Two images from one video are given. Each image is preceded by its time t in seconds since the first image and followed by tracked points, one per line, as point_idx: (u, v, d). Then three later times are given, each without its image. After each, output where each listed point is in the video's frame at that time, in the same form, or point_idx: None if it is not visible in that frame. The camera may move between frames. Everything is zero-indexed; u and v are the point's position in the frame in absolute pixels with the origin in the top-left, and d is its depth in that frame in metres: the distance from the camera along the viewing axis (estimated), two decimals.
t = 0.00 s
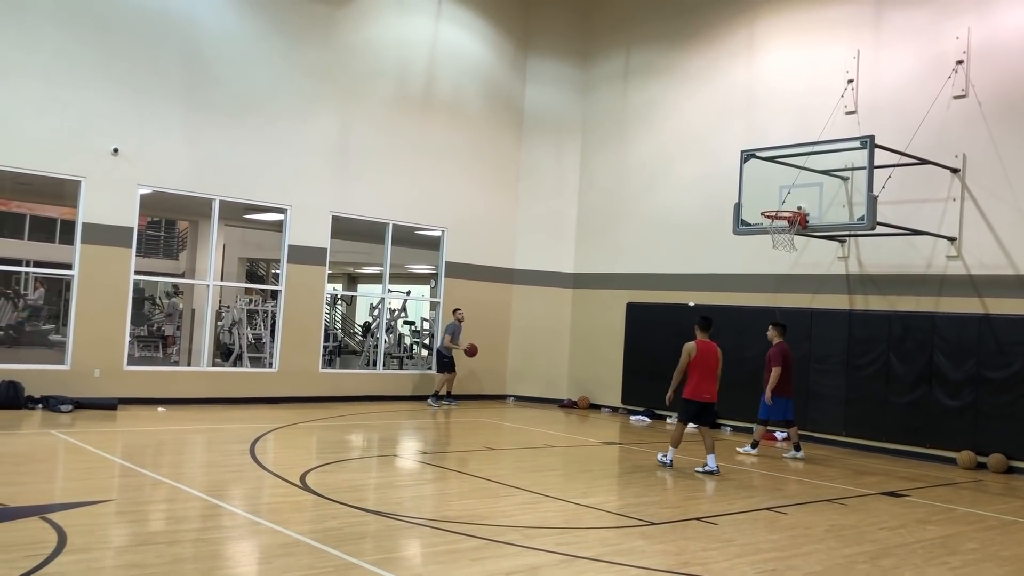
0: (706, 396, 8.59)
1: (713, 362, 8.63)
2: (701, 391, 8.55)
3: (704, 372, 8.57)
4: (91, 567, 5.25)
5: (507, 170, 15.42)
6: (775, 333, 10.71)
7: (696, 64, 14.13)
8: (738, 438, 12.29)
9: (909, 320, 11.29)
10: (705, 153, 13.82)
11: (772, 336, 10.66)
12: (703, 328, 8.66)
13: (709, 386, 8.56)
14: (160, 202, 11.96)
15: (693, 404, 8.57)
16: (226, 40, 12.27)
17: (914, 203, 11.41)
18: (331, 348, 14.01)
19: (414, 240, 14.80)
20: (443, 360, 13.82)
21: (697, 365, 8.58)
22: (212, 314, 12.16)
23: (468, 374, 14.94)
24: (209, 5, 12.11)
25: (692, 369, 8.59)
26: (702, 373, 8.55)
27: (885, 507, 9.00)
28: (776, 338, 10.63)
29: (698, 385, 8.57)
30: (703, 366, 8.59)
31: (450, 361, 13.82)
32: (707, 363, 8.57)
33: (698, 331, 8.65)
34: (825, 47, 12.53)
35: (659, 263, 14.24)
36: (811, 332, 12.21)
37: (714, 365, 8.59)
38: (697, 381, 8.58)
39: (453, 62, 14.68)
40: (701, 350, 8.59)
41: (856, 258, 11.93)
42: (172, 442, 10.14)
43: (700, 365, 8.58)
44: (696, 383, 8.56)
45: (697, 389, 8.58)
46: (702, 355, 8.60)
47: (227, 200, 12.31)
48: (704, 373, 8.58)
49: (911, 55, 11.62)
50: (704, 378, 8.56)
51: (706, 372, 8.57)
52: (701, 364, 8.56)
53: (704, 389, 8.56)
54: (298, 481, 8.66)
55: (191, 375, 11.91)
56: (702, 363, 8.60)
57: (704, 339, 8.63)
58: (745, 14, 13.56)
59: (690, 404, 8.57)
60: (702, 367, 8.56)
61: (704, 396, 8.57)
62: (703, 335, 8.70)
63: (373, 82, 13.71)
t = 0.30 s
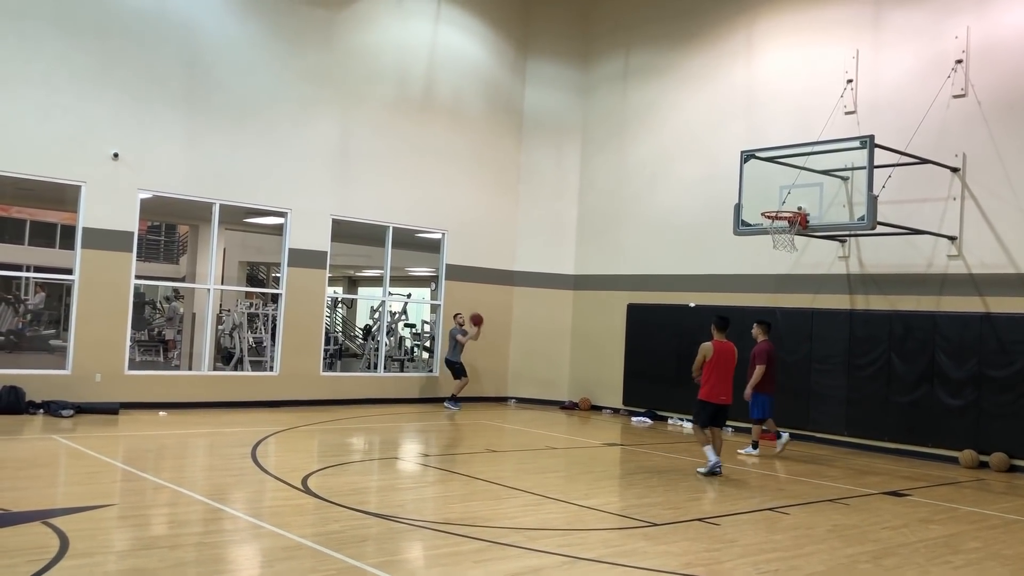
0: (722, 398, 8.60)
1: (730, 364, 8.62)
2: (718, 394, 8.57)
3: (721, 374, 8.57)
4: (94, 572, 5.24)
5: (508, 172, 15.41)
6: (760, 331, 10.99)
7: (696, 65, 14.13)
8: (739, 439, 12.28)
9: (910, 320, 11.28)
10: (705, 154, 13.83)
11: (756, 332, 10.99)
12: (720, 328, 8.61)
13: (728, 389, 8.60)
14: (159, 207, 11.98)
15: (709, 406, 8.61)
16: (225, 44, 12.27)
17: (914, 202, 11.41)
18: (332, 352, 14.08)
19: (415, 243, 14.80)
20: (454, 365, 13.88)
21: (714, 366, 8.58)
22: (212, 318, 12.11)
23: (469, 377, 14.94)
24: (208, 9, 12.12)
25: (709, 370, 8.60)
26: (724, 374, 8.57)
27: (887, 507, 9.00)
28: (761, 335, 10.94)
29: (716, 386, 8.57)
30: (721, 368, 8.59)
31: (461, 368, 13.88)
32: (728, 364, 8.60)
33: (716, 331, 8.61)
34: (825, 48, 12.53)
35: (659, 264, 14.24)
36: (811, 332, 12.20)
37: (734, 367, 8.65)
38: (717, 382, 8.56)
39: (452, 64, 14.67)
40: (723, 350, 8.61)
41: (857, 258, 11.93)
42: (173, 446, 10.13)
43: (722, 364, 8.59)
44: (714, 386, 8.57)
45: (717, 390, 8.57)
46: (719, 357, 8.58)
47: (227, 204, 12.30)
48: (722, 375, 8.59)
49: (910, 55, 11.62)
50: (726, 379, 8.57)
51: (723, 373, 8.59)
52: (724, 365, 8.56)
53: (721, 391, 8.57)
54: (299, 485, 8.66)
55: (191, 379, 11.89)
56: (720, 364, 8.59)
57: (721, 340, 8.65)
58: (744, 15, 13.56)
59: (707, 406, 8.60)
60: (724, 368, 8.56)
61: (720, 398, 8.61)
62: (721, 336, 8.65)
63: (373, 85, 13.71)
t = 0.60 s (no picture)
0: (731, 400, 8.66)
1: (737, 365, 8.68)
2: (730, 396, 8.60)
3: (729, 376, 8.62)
4: None
5: (499, 174, 15.41)
6: (740, 331, 10.92)
7: (685, 65, 14.16)
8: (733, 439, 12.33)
9: (901, 318, 11.31)
10: (695, 154, 13.86)
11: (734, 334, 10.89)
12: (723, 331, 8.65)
13: (735, 391, 8.70)
14: (150, 213, 11.98)
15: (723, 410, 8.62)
16: (215, 48, 12.26)
17: (903, 201, 11.45)
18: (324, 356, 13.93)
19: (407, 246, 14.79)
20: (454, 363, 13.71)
21: (723, 370, 8.61)
22: (204, 324, 12.12)
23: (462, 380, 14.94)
24: (197, 14, 12.10)
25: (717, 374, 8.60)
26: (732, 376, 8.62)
27: (879, 504, 9.03)
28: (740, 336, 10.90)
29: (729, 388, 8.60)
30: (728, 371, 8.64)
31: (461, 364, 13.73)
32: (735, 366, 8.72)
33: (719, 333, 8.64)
34: (813, 47, 12.57)
35: (650, 264, 14.26)
36: (802, 330, 12.24)
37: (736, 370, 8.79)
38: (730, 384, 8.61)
39: (442, 67, 14.67)
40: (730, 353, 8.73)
41: (847, 257, 11.97)
42: (166, 452, 10.11)
43: (732, 367, 8.69)
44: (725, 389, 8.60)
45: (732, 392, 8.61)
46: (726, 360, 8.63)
47: (218, 209, 12.28)
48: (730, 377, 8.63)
49: (898, 54, 11.68)
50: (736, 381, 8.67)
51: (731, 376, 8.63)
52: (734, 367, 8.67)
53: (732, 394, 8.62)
54: (292, 489, 8.64)
55: (185, 384, 11.89)
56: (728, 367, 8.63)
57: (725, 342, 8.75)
58: (732, 15, 13.59)
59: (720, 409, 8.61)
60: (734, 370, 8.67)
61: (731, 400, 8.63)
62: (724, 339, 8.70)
63: (362, 89, 13.70)
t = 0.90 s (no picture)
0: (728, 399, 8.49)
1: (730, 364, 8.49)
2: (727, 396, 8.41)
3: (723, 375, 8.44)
4: None
5: (477, 177, 15.42)
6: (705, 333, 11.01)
7: (661, 68, 14.23)
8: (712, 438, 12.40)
9: (877, 317, 11.43)
10: (671, 156, 13.93)
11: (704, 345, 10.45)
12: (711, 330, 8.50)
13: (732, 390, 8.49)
14: (126, 221, 11.87)
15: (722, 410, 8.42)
16: (190, 54, 12.21)
17: (878, 200, 11.56)
18: (304, 361, 13.54)
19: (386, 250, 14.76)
20: (435, 359, 14.02)
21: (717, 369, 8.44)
22: (180, 330, 12.26)
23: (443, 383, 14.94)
24: (171, 20, 12.04)
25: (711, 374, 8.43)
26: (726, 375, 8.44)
27: (858, 502, 9.11)
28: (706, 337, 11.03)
29: (727, 386, 8.43)
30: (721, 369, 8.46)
31: (442, 359, 14.02)
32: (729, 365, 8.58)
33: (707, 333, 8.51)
34: (787, 49, 12.68)
35: (629, 266, 14.31)
36: (779, 330, 12.33)
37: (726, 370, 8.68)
38: (728, 382, 8.44)
39: (418, 71, 14.67)
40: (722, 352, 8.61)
41: (823, 257, 12.07)
42: (145, 461, 10.04)
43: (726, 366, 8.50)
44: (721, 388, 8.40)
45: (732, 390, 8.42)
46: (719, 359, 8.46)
47: (194, 216, 12.22)
48: (725, 376, 8.45)
49: (871, 55, 11.79)
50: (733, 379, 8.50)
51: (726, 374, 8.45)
52: (730, 364, 8.52)
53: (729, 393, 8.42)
54: (272, 496, 8.60)
55: (165, 393, 11.83)
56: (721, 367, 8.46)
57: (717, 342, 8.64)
58: (707, 18, 13.69)
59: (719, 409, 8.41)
60: (730, 368, 8.52)
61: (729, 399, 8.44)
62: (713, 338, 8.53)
63: (339, 94, 13.68)
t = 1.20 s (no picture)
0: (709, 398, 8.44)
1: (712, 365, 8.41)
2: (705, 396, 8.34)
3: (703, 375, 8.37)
4: None
5: (447, 180, 15.39)
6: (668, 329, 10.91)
7: (629, 69, 14.29)
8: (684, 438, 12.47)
9: (845, 315, 11.55)
10: (640, 158, 13.99)
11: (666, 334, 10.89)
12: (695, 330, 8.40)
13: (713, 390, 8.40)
14: (92, 227, 11.70)
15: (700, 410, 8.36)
16: (155, 57, 12.09)
17: (844, 200, 11.68)
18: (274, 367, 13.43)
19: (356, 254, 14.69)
20: (408, 373, 13.61)
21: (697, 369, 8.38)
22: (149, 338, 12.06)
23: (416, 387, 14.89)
24: (135, 23, 11.91)
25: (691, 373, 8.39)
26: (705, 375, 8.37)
27: (828, 499, 9.18)
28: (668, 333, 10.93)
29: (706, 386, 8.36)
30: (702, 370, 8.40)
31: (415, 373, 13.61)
32: (712, 364, 8.48)
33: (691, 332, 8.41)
34: (753, 51, 12.78)
35: (600, 268, 14.36)
36: (749, 329, 12.42)
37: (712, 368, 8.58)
38: (707, 381, 8.39)
39: (387, 74, 14.63)
40: (706, 351, 8.52)
41: (791, 256, 12.18)
42: (113, 469, 9.91)
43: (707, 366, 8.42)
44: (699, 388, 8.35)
45: (711, 390, 8.35)
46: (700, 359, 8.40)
47: (161, 221, 12.09)
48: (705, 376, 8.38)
49: (836, 56, 11.92)
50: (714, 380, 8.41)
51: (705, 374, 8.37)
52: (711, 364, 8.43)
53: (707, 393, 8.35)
54: (243, 503, 8.52)
55: (137, 400, 11.76)
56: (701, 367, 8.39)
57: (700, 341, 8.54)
58: (673, 20, 13.77)
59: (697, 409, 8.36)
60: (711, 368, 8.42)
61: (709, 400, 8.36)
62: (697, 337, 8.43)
63: (307, 97, 13.60)
